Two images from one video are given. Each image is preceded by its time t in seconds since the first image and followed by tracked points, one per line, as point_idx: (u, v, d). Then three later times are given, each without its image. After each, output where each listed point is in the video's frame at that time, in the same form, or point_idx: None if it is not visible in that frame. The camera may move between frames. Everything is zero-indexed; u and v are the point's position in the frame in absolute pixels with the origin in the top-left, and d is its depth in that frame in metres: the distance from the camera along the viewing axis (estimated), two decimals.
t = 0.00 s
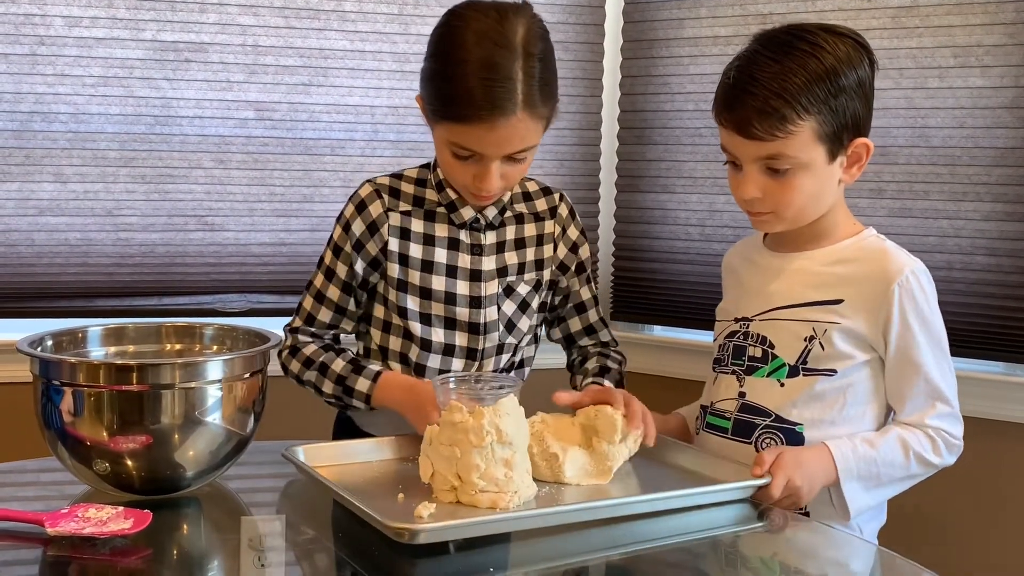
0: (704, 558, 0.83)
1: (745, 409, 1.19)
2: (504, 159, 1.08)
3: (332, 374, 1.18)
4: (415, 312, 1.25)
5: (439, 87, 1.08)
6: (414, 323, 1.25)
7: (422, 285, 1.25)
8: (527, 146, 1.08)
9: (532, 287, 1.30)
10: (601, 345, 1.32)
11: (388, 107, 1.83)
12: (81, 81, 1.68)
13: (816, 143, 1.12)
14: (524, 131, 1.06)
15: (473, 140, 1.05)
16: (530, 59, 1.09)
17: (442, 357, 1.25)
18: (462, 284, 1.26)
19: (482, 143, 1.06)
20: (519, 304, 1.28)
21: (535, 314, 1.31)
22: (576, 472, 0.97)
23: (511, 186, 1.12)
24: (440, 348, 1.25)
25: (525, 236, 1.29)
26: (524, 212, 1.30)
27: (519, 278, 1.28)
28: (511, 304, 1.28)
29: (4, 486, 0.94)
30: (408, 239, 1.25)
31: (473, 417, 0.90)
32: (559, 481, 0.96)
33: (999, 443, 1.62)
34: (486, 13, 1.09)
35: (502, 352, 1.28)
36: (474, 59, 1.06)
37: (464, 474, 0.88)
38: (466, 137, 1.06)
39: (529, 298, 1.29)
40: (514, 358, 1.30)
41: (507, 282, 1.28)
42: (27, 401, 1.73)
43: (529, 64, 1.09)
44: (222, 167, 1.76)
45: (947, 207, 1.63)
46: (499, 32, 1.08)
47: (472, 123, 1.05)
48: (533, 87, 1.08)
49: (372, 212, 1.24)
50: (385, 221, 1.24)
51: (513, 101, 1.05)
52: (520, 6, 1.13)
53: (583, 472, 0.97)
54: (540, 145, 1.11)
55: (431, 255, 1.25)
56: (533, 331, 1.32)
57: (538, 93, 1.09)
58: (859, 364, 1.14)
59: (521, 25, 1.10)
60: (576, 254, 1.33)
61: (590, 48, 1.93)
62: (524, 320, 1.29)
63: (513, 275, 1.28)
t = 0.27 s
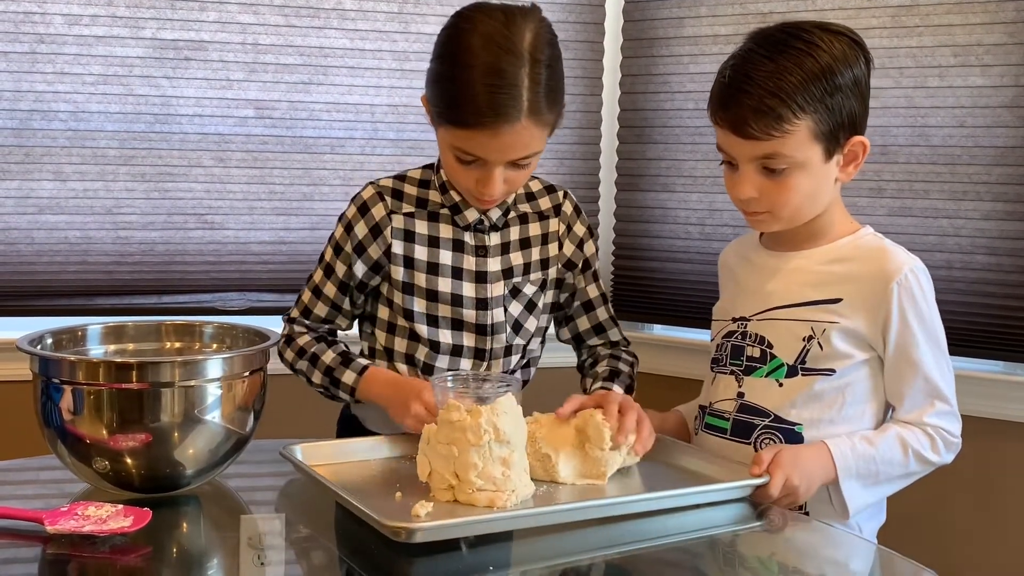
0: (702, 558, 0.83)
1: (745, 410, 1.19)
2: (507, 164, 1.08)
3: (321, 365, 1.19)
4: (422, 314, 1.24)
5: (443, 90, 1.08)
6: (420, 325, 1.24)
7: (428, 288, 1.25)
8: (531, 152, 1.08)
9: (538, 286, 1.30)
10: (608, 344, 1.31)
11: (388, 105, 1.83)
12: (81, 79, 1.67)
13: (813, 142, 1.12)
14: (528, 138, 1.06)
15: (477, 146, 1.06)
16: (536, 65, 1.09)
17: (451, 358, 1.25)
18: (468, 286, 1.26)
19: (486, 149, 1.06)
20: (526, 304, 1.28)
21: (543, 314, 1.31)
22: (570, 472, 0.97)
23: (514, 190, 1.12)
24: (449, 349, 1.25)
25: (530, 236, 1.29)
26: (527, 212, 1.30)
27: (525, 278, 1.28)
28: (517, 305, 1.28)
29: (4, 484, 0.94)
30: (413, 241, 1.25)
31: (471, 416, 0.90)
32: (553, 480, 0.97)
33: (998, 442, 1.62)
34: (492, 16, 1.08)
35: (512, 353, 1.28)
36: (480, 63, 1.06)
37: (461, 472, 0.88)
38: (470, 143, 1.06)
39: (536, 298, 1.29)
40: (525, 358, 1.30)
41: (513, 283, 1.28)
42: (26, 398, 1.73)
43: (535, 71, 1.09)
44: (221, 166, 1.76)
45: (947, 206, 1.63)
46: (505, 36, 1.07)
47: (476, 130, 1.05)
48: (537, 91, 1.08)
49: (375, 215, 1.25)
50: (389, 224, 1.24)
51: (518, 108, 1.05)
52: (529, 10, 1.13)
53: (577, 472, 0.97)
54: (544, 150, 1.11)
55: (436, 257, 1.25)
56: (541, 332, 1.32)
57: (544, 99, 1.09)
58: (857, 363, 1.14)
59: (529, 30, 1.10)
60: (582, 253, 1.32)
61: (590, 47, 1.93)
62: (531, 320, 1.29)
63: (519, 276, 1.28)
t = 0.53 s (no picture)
0: (700, 558, 0.83)
1: (743, 411, 1.19)
2: (503, 161, 1.08)
3: (311, 345, 1.23)
4: (422, 310, 1.25)
5: (440, 88, 1.08)
6: (421, 322, 1.25)
7: (428, 284, 1.25)
8: (528, 148, 1.08)
9: (539, 284, 1.29)
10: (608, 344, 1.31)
11: (387, 105, 1.83)
12: (80, 78, 1.67)
13: (808, 142, 1.12)
14: (525, 136, 1.06)
15: (473, 142, 1.05)
16: (533, 62, 1.09)
17: (453, 355, 1.25)
18: (468, 282, 1.26)
19: (482, 146, 1.06)
20: (528, 301, 1.28)
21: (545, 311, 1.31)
22: (566, 475, 0.97)
23: (511, 187, 1.12)
24: (451, 346, 1.25)
25: (531, 233, 1.29)
26: (528, 208, 1.30)
27: (526, 275, 1.28)
28: (519, 301, 1.28)
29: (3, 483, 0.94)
30: (409, 238, 1.26)
31: (470, 417, 0.91)
32: (550, 482, 0.97)
33: (998, 442, 1.63)
34: (488, 13, 1.08)
35: (515, 350, 1.27)
36: (477, 60, 1.06)
37: (460, 474, 0.89)
38: (467, 140, 1.06)
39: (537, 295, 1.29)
40: (530, 356, 1.30)
41: (514, 279, 1.28)
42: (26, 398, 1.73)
43: (532, 68, 1.09)
44: (221, 165, 1.76)
45: (947, 206, 1.63)
46: (502, 35, 1.07)
47: (472, 126, 1.05)
48: (534, 88, 1.08)
49: (372, 212, 1.26)
50: (385, 221, 1.26)
51: (514, 105, 1.05)
52: (526, 6, 1.13)
53: (572, 473, 0.97)
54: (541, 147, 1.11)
55: (434, 254, 1.26)
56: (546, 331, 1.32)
57: (540, 96, 1.09)
58: (855, 363, 1.14)
59: (525, 28, 1.09)
60: (583, 250, 1.31)
61: (590, 47, 1.93)
62: (533, 317, 1.29)
63: (520, 273, 1.28)
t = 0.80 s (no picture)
0: (699, 559, 0.83)
1: (741, 413, 1.19)
2: (498, 153, 1.08)
3: (329, 367, 1.22)
4: (415, 310, 1.26)
5: (433, 79, 1.08)
6: (413, 323, 1.26)
7: (421, 285, 1.26)
8: (522, 139, 1.08)
9: (535, 283, 1.30)
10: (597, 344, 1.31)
11: (387, 105, 1.83)
12: (80, 79, 1.67)
13: (806, 146, 1.12)
14: (517, 125, 1.06)
15: (467, 133, 1.06)
16: (525, 52, 1.10)
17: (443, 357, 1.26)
18: (462, 281, 1.27)
19: (476, 136, 1.06)
20: (523, 301, 1.29)
21: (541, 311, 1.30)
22: (565, 475, 0.97)
23: (506, 181, 1.12)
24: (440, 347, 1.26)
25: (528, 232, 1.30)
26: (526, 207, 1.31)
27: (522, 274, 1.29)
28: (513, 300, 1.28)
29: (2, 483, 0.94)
30: (405, 240, 1.26)
31: (469, 419, 0.91)
32: (550, 483, 0.97)
33: (996, 443, 1.63)
34: (481, 7, 1.09)
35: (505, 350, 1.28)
36: (470, 52, 1.07)
37: (459, 475, 0.89)
38: (460, 130, 1.06)
39: (533, 296, 1.29)
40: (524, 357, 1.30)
41: (508, 278, 1.28)
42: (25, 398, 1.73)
43: (523, 58, 1.09)
44: (221, 165, 1.76)
45: (946, 207, 1.63)
46: (492, 26, 1.08)
47: (465, 116, 1.05)
48: (527, 80, 1.08)
49: (368, 218, 1.27)
50: (381, 224, 1.26)
51: (507, 94, 1.05)
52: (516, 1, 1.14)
53: (572, 474, 0.97)
54: (535, 139, 1.11)
55: (429, 254, 1.27)
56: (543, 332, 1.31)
57: (533, 87, 1.09)
58: (854, 365, 1.14)
59: (517, 19, 1.11)
60: (583, 252, 1.32)
61: (589, 48, 1.93)
62: (527, 317, 1.29)
63: (515, 272, 1.29)
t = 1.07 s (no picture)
0: (698, 561, 0.83)
1: (740, 414, 1.19)
2: (495, 150, 1.08)
3: (337, 382, 1.21)
4: (411, 314, 1.26)
5: (431, 76, 1.08)
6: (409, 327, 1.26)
7: (417, 287, 1.26)
8: (519, 136, 1.08)
9: (533, 286, 1.29)
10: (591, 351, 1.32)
11: (387, 106, 1.83)
12: (80, 80, 1.68)
13: (810, 147, 1.12)
14: (514, 120, 1.06)
15: (464, 129, 1.06)
16: (521, 49, 1.10)
17: (437, 361, 1.26)
18: (458, 284, 1.27)
19: (473, 132, 1.06)
20: (519, 304, 1.28)
21: (540, 314, 1.30)
22: (565, 476, 0.97)
23: (502, 179, 1.12)
24: (434, 351, 1.26)
25: (525, 234, 1.29)
26: (524, 209, 1.30)
27: (518, 277, 1.29)
28: (509, 304, 1.28)
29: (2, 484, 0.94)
30: (402, 243, 1.26)
31: (469, 420, 0.91)
32: (549, 484, 0.97)
33: (996, 445, 1.63)
34: (479, 4, 1.10)
35: (501, 353, 1.28)
36: (469, 48, 1.07)
37: (459, 475, 0.89)
38: (457, 126, 1.06)
39: (530, 298, 1.29)
40: (521, 358, 1.30)
41: (504, 281, 1.28)
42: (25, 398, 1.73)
43: (520, 54, 1.09)
44: (221, 166, 1.76)
45: (946, 209, 1.63)
46: (489, 23, 1.08)
47: (462, 112, 1.05)
48: (524, 77, 1.08)
49: (366, 221, 1.27)
50: (379, 228, 1.27)
51: (503, 89, 1.05)
52: None
53: (572, 475, 0.97)
54: (532, 136, 1.11)
55: (425, 257, 1.27)
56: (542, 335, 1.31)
57: (530, 83, 1.09)
58: (855, 366, 1.14)
59: (514, 16, 1.11)
60: (580, 254, 1.31)
61: (589, 49, 1.93)
62: (524, 321, 1.28)
63: (512, 275, 1.28)
